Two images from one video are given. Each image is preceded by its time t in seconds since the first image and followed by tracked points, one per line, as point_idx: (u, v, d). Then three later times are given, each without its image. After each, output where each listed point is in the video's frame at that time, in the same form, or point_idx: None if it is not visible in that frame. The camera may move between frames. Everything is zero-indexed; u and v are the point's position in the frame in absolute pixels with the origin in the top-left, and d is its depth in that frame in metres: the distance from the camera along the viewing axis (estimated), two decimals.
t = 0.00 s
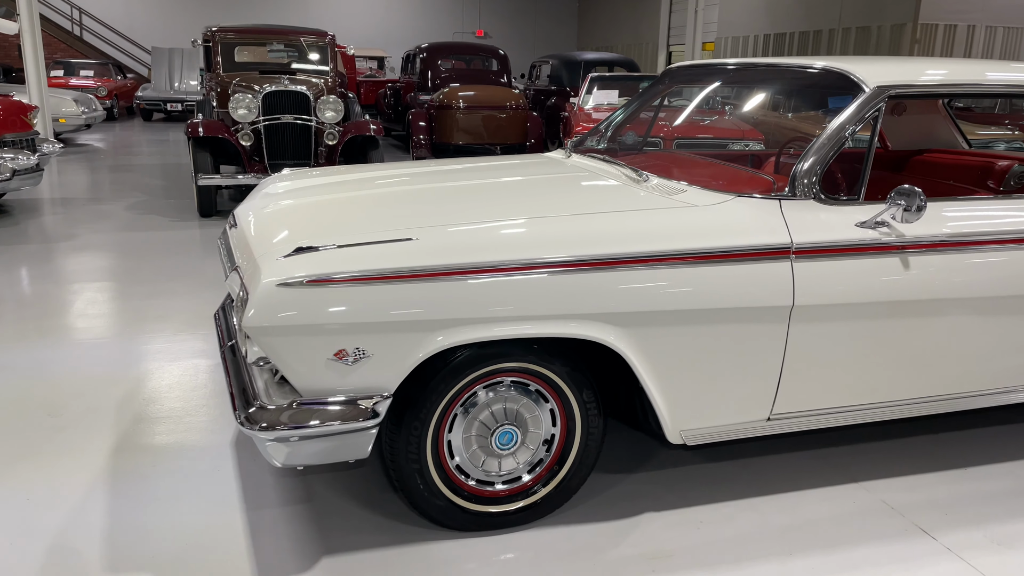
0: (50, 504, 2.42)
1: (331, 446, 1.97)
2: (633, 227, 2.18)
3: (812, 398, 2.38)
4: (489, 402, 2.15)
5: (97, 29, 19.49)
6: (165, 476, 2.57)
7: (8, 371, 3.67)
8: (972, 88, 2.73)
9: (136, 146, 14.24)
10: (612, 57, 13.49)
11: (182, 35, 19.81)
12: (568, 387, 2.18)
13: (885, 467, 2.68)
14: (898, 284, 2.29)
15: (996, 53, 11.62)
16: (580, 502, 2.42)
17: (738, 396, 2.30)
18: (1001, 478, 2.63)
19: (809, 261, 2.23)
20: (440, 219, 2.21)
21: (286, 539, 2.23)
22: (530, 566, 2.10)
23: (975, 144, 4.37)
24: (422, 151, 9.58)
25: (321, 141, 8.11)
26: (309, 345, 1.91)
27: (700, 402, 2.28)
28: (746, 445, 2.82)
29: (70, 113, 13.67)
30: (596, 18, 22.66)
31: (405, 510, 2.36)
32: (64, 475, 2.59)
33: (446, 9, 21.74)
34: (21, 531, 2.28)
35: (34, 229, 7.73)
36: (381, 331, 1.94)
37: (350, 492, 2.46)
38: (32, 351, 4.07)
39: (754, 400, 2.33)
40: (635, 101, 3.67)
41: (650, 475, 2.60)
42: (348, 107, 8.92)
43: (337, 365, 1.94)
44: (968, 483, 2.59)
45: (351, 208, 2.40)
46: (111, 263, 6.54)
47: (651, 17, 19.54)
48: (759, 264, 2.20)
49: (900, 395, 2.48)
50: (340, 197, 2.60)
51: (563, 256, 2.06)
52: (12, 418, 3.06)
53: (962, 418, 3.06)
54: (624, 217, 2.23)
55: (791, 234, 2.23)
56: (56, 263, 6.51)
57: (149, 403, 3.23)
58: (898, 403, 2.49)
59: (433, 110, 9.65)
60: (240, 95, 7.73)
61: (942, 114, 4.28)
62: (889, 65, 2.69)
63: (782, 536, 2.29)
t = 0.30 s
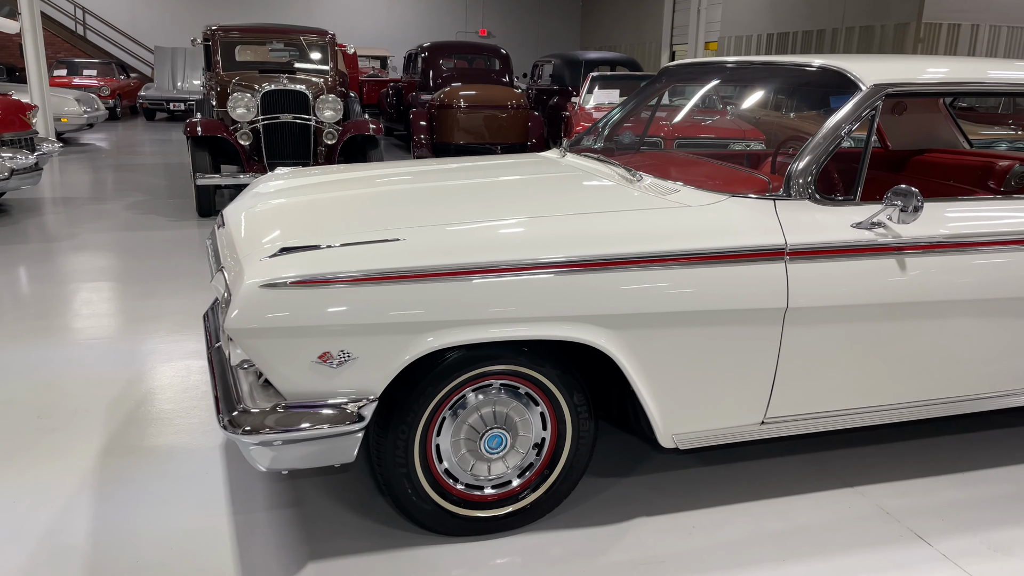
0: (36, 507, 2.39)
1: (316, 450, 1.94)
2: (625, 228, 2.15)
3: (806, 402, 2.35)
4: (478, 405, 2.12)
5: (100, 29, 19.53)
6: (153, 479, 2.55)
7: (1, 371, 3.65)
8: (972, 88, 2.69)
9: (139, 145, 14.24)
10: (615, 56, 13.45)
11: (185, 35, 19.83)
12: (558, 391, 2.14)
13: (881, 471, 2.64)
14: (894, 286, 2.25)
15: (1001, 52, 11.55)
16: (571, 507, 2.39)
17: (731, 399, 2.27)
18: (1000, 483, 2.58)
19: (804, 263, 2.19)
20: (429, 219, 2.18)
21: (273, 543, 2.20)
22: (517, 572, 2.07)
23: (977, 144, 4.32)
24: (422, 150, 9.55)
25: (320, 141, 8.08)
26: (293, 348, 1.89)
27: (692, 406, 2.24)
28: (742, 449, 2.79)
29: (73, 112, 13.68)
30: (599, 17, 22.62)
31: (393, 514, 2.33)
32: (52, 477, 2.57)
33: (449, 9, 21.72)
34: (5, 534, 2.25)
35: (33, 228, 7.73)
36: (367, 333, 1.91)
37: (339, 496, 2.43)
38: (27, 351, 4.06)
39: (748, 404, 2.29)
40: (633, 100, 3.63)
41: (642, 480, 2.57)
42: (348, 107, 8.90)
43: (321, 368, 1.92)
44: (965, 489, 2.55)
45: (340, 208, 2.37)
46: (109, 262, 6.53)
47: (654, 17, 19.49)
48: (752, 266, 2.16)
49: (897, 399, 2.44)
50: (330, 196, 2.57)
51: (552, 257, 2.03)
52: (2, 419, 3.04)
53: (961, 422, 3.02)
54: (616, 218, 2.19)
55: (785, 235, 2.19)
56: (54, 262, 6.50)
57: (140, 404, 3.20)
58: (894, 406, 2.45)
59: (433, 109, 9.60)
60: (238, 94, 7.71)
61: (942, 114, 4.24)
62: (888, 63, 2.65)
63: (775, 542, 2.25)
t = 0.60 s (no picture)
0: (21, 510, 2.37)
1: (300, 454, 1.91)
2: (616, 229, 2.11)
3: (801, 406, 2.31)
4: (467, 408, 2.09)
5: (103, 29, 19.54)
6: (140, 482, 2.52)
7: None
8: (972, 86, 2.65)
9: (140, 145, 14.24)
10: (617, 56, 13.41)
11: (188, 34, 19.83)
12: (548, 394, 2.11)
13: (878, 475, 2.61)
14: (890, 288, 2.21)
15: (1005, 52, 11.48)
16: (562, 511, 2.36)
17: (724, 403, 2.24)
18: (998, 488, 2.54)
19: (797, 265, 2.16)
20: (416, 220, 2.15)
21: (259, 548, 2.17)
22: None
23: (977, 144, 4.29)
24: (422, 150, 9.53)
25: (319, 140, 8.06)
26: (276, 352, 1.86)
27: (684, 410, 2.21)
28: (737, 452, 2.75)
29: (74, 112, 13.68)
30: (602, 17, 22.58)
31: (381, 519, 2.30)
32: (39, 481, 2.54)
33: (452, 8, 21.70)
34: None
35: (32, 228, 7.71)
36: (351, 337, 1.88)
37: (327, 499, 2.40)
38: (21, 351, 4.04)
39: (741, 408, 2.26)
40: (628, 99, 3.60)
41: (635, 484, 2.53)
42: (347, 107, 8.88)
43: (304, 372, 1.89)
44: (964, 493, 2.51)
45: (328, 209, 2.34)
46: (106, 262, 6.51)
47: (657, 16, 19.43)
48: (744, 268, 2.13)
49: (893, 403, 2.41)
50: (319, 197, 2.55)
51: (541, 259, 2.00)
52: None
53: (960, 425, 2.98)
54: (607, 219, 2.16)
55: (778, 236, 2.16)
56: (52, 262, 6.48)
57: (131, 405, 3.18)
58: (891, 410, 2.41)
59: (433, 109, 9.57)
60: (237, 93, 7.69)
61: (942, 114, 4.20)
62: (885, 62, 2.62)
63: (769, 547, 2.22)
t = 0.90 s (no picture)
0: (6, 513, 2.35)
1: (283, 458, 1.88)
2: (605, 231, 2.08)
3: (794, 409, 2.28)
4: (454, 412, 2.06)
5: (106, 27, 19.57)
6: (127, 484, 2.50)
7: None
8: (971, 85, 2.60)
9: (142, 144, 14.23)
10: (619, 55, 13.36)
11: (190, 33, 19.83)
12: (537, 398, 2.08)
13: (874, 479, 2.57)
14: (884, 291, 2.18)
15: (1009, 50, 11.44)
16: (552, 515, 2.33)
17: (716, 406, 2.20)
18: (996, 492, 2.51)
19: (790, 267, 2.13)
20: (403, 221, 2.12)
21: (245, 552, 2.15)
22: None
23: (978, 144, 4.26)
24: (422, 150, 9.49)
25: (318, 139, 8.04)
26: (258, 355, 1.83)
27: (675, 413, 2.18)
28: (731, 456, 2.72)
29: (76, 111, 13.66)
30: (605, 16, 22.53)
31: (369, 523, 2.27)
32: (25, 483, 2.52)
33: (454, 7, 21.68)
34: None
35: (30, 227, 7.70)
36: (334, 340, 1.85)
37: (315, 502, 2.38)
38: (15, 350, 4.02)
39: (733, 412, 2.23)
40: (625, 99, 3.57)
41: (627, 488, 2.50)
42: (346, 106, 8.85)
43: (286, 375, 1.86)
44: (961, 498, 2.47)
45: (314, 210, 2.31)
46: (104, 261, 6.49)
47: (660, 15, 19.39)
48: (735, 270, 2.10)
49: (888, 407, 2.37)
50: (308, 197, 2.52)
51: (528, 261, 1.97)
52: None
53: (959, 429, 2.94)
54: (596, 220, 2.13)
55: (770, 238, 2.13)
56: (51, 261, 6.47)
57: (121, 405, 3.16)
58: (886, 414, 2.38)
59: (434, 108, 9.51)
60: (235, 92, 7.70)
61: (943, 113, 4.15)
62: (880, 61, 2.58)
63: (761, 553, 2.18)
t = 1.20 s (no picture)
0: None
1: (267, 462, 1.86)
2: (595, 231, 2.06)
3: (787, 412, 2.25)
4: (441, 415, 2.04)
5: (108, 26, 19.56)
6: (115, 487, 2.48)
7: None
8: (968, 84, 2.57)
9: (144, 142, 14.21)
10: (621, 53, 13.31)
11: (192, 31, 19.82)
12: (526, 401, 2.06)
13: (869, 483, 2.54)
14: (878, 293, 2.15)
15: (1013, 49, 11.38)
16: (542, 519, 2.31)
17: (707, 409, 2.18)
18: (993, 497, 2.47)
19: (782, 269, 2.10)
20: (390, 222, 2.10)
21: (230, 555, 2.12)
22: None
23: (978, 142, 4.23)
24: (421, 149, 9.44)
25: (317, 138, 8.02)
26: (240, 357, 1.81)
27: (667, 417, 2.15)
28: (724, 459, 2.69)
29: (77, 109, 13.65)
30: (608, 14, 22.48)
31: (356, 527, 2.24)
32: (12, 484, 2.50)
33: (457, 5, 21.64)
34: None
35: (29, 226, 7.68)
36: (318, 342, 1.83)
37: (303, 505, 2.35)
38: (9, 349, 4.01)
39: (725, 415, 2.20)
40: (621, 97, 3.52)
41: (619, 491, 2.48)
42: (345, 105, 8.82)
43: (269, 378, 1.84)
44: (957, 502, 2.44)
45: (302, 210, 2.29)
46: (102, 260, 6.47)
47: (662, 13, 19.33)
48: (726, 272, 2.07)
49: (883, 410, 2.34)
50: (297, 197, 2.50)
51: (516, 263, 1.95)
52: None
53: (955, 432, 2.91)
54: (586, 221, 2.10)
55: (762, 240, 2.10)
56: (49, 259, 6.46)
57: (111, 405, 3.14)
58: (881, 418, 2.35)
59: (438, 105, 9.40)
60: (234, 91, 7.71)
61: (942, 113, 4.10)
62: (876, 60, 2.55)
63: (753, 558, 2.16)
